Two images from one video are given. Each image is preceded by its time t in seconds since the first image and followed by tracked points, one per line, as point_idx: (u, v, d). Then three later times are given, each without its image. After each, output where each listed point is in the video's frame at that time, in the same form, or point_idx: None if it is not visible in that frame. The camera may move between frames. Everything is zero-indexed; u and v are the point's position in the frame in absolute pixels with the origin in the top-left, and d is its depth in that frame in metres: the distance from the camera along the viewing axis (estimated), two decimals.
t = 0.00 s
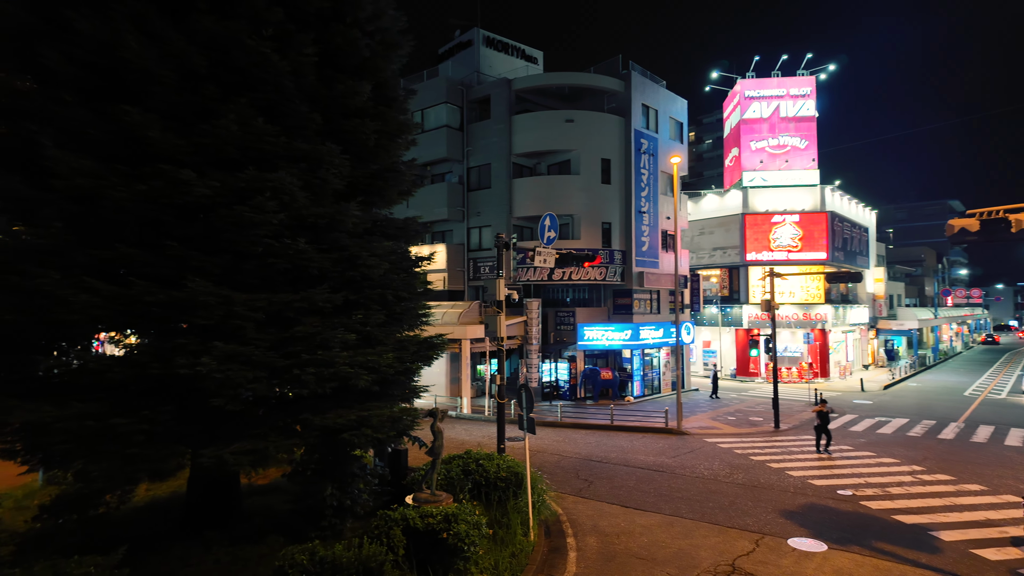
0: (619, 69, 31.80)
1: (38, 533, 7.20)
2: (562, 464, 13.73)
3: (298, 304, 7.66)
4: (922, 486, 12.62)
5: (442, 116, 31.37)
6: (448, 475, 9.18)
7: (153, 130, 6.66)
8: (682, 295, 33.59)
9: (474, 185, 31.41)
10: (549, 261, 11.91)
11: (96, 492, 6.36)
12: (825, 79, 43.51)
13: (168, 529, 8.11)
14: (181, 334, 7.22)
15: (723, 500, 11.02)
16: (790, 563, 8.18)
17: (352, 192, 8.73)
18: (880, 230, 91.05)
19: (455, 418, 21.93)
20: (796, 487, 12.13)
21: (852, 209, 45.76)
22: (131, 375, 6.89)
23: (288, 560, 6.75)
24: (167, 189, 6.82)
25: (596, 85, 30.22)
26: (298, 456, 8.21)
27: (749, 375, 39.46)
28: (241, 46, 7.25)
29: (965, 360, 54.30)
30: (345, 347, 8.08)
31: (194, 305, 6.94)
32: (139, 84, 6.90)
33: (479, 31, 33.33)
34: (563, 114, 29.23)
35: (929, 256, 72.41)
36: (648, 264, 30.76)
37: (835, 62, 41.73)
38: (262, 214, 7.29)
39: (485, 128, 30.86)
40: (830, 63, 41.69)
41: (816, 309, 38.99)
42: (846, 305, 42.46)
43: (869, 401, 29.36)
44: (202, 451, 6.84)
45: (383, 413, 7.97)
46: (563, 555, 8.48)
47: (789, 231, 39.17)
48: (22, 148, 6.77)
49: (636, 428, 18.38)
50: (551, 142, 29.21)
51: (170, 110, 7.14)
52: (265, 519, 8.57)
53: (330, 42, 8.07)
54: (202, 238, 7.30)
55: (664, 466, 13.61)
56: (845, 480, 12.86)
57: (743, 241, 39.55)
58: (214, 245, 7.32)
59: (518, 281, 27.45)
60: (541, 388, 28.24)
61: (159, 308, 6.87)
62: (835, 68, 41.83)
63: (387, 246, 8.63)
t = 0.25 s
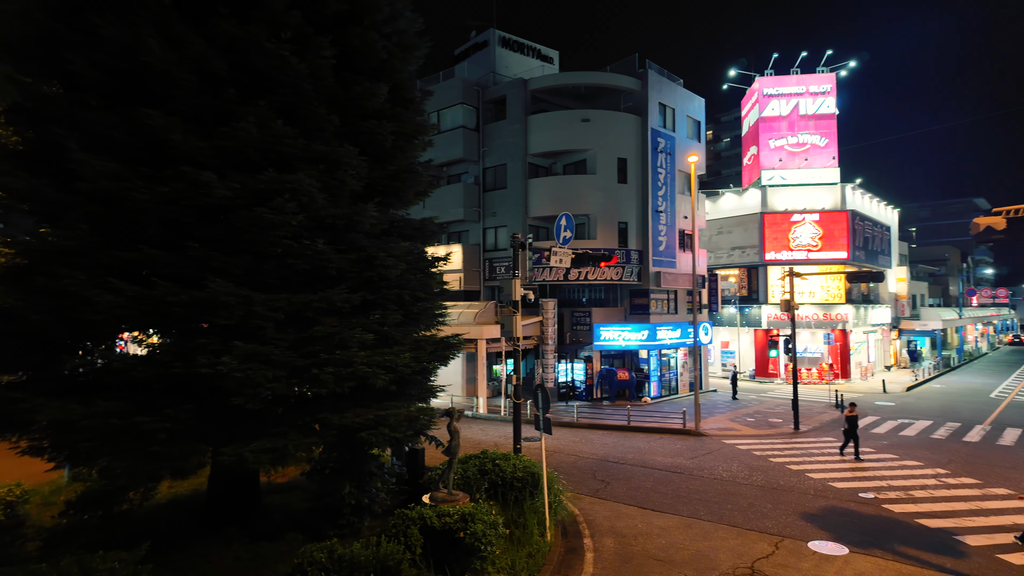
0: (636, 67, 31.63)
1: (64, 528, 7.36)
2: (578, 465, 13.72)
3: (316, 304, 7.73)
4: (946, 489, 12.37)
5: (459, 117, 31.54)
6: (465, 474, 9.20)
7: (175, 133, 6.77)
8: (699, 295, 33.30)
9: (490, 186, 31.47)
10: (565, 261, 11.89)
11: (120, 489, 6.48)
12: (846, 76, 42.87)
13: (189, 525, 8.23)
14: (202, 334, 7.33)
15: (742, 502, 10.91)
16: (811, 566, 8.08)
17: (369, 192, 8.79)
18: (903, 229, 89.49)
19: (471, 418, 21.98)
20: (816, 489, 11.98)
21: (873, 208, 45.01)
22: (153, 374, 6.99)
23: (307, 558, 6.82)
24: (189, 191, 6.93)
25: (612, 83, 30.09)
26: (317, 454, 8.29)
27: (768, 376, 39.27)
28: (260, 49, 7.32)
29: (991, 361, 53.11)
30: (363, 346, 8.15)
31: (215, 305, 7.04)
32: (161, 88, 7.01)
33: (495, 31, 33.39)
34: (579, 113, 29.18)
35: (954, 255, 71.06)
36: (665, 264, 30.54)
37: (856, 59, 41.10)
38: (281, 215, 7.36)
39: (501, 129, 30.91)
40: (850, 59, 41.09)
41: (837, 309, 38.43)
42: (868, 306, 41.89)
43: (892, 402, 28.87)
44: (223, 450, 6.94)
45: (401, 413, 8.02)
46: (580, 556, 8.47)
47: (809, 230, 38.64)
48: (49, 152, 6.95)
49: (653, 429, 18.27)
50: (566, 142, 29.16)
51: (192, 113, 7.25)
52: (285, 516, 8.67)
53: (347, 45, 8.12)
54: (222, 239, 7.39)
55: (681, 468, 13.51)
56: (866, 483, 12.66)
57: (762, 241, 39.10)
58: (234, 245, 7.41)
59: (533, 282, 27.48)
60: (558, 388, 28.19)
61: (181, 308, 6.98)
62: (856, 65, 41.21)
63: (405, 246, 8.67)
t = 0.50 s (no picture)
0: (654, 66, 31.49)
1: (91, 523, 7.52)
2: (596, 466, 13.67)
3: (336, 304, 7.80)
4: (973, 493, 12.10)
5: (476, 117, 31.67)
6: (482, 474, 9.23)
7: (197, 136, 6.87)
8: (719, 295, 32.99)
9: (506, 186, 31.53)
10: (582, 261, 11.86)
11: (144, 485, 6.60)
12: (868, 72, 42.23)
13: (212, 522, 8.36)
14: (223, 334, 7.43)
15: (761, 504, 10.79)
16: (833, 570, 7.96)
17: (387, 193, 8.84)
18: (927, 228, 87.77)
19: (488, 418, 22.02)
20: (838, 492, 11.79)
21: (896, 206, 44.18)
22: (176, 373, 7.10)
23: (327, 556, 6.88)
24: (210, 193, 7.03)
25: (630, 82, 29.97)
26: (336, 453, 8.36)
27: (789, 377, 38.75)
28: (280, 52, 7.40)
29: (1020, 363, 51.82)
30: (381, 346, 8.20)
31: (236, 305, 7.13)
32: (184, 92, 7.13)
33: (512, 32, 33.45)
34: (596, 112, 29.11)
35: (981, 254, 69.57)
36: (684, 263, 30.30)
37: (879, 55, 40.46)
38: (301, 216, 7.42)
39: (518, 129, 30.96)
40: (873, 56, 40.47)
41: (859, 309, 37.78)
42: (891, 306, 41.30)
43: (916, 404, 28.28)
44: (244, 448, 7.03)
45: (419, 412, 8.07)
46: (598, 557, 8.42)
47: (830, 228, 38.04)
48: (76, 155, 7.12)
49: (671, 430, 18.15)
50: (583, 142, 29.11)
51: (214, 116, 7.35)
52: (304, 514, 8.75)
53: (366, 47, 8.18)
54: (243, 240, 7.48)
55: (700, 469, 13.41)
56: (889, 486, 12.44)
57: (783, 240, 38.59)
58: (255, 246, 7.49)
59: (550, 282, 27.48)
60: (575, 389, 28.02)
61: (203, 308, 7.09)
62: (879, 61, 40.57)
63: (423, 247, 8.70)
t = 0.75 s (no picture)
0: (672, 64, 31.27)
1: (117, 519, 7.65)
2: (614, 467, 13.62)
3: (355, 305, 7.86)
4: (1002, 498, 11.81)
5: (493, 118, 31.76)
6: (500, 474, 9.24)
7: (219, 139, 6.96)
8: (739, 295, 32.65)
9: (524, 186, 31.55)
10: (600, 261, 11.81)
11: (167, 482, 6.72)
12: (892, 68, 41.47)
13: (234, 519, 8.47)
14: (245, 334, 7.52)
15: (782, 507, 10.66)
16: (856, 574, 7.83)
17: (405, 194, 8.88)
18: (954, 227, 85.89)
19: (505, 418, 22.04)
20: (861, 495, 11.59)
21: (921, 204, 43.27)
22: (199, 372, 7.21)
23: (346, 554, 6.96)
24: (232, 195, 7.13)
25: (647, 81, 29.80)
26: (356, 452, 8.42)
27: (811, 379, 38.31)
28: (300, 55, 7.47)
29: None
30: (400, 346, 8.25)
31: (257, 305, 7.21)
32: (206, 95, 7.23)
33: (528, 32, 33.47)
34: (614, 112, 28.98)
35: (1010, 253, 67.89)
36: (703, 263, 30.00)
37: (903, 50, 39.72)
38: (321, 218, 7.48)
39: (535, 129, 30.97)
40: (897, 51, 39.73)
41: (883, 309, 37.34)
42: (915, 306, 40.63)
43: (942, 407, 27.69)
44: (265, 446, 7.12)
45: (437, 411, 8.10)
46: (616, 559, 8.38)
47: (853, 228, 37.50)
48: (104, 159, 7.30)
49: (690, 432, 18.01)
50: (600, 142, 29.00)
51: (236, 120, 7.44)
52: (324, 512, 8.83)
53: (384, 49, 8.22)
54: (264, 241, 7.56)
55: (720, 471, 13.28)
56: (914, 490, 12.19)
57: (804, 240, 38.16)
58: (276, 247, 7.56)
59: (567, 282, 27.45)
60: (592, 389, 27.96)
61: (226, 308, 7.19)
62: (903, 57, 39.81)
63: (440, 247, 8.73)
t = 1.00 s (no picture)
0: (690, 62, 31.02)
1: (142, 515, 7.80)
2: (633, 468, 13.57)
3: (374, 305, 7.92)
4: None
5: (510, 118, 31.83)
6: (518, 475, 9.24)
7: (241, 141, 7.06)
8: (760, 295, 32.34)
9: (541, 186, 31.55)
10: (618, 261, 11.78)
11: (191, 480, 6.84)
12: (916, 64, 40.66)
13: (256, 517, 8.58)
14: (266, 334, 7.61)
15: (805, 510, 10.53)
16: None
17: (424, 195, 8.93)
18: (981, 226, 83.95)
19: (523, 418, 22.05)
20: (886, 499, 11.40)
21: (947, 202, 42.32)
22: (221, 371, 7.32)
23: (366, 552, 7.03)
24: (254, 197, 7.22)
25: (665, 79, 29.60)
26: (375, 451, 8.48)
27: (833, 380, 37.90)
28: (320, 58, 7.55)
29: None
30: (418, 346, 8.29)
31: (279, 306, 7.30)
32: (228, 99, 7.34)
33: (546, 32, 33.44)
34: (631, 111, 28.82)
35: None
36: (722, 263, 29.71)
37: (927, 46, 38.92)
38: (341, 219, 7.55)
39: (552, 129, 30.95)
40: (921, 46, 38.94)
41: (907, 309, 36.63)
42: (941, 306, 39.86)
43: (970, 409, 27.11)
44: (286, 445, 7.22)
45: (455, 411, 8.12)
46: (635, 560, 8.35)
47: (876, 226, 36.94)
48: (130, 163, 7.45)
49: (710, 433, 17.84)
50: (618, 141, 28.87)
51: (257, 122, 7.54)
52: (344, 510, 8.91)
53: (403, 51, 8.27)
54: (285, 242, 7.65)
55: (740, 473, 13.14)
56: (941, 494, 11.95)
57: (825, 239, 37.69)
58: (296, 248, 7.64)
59: (585, 282, 27.42)
60: (610, 390, 27.76)
61: (248, 309, 7.29)
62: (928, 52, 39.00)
63: (458, 248, 8.76)
